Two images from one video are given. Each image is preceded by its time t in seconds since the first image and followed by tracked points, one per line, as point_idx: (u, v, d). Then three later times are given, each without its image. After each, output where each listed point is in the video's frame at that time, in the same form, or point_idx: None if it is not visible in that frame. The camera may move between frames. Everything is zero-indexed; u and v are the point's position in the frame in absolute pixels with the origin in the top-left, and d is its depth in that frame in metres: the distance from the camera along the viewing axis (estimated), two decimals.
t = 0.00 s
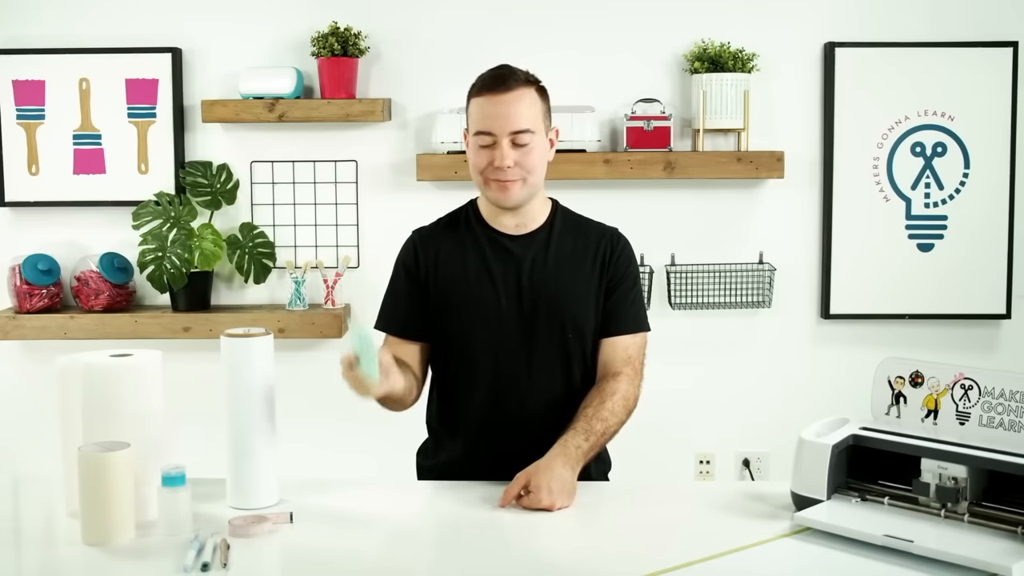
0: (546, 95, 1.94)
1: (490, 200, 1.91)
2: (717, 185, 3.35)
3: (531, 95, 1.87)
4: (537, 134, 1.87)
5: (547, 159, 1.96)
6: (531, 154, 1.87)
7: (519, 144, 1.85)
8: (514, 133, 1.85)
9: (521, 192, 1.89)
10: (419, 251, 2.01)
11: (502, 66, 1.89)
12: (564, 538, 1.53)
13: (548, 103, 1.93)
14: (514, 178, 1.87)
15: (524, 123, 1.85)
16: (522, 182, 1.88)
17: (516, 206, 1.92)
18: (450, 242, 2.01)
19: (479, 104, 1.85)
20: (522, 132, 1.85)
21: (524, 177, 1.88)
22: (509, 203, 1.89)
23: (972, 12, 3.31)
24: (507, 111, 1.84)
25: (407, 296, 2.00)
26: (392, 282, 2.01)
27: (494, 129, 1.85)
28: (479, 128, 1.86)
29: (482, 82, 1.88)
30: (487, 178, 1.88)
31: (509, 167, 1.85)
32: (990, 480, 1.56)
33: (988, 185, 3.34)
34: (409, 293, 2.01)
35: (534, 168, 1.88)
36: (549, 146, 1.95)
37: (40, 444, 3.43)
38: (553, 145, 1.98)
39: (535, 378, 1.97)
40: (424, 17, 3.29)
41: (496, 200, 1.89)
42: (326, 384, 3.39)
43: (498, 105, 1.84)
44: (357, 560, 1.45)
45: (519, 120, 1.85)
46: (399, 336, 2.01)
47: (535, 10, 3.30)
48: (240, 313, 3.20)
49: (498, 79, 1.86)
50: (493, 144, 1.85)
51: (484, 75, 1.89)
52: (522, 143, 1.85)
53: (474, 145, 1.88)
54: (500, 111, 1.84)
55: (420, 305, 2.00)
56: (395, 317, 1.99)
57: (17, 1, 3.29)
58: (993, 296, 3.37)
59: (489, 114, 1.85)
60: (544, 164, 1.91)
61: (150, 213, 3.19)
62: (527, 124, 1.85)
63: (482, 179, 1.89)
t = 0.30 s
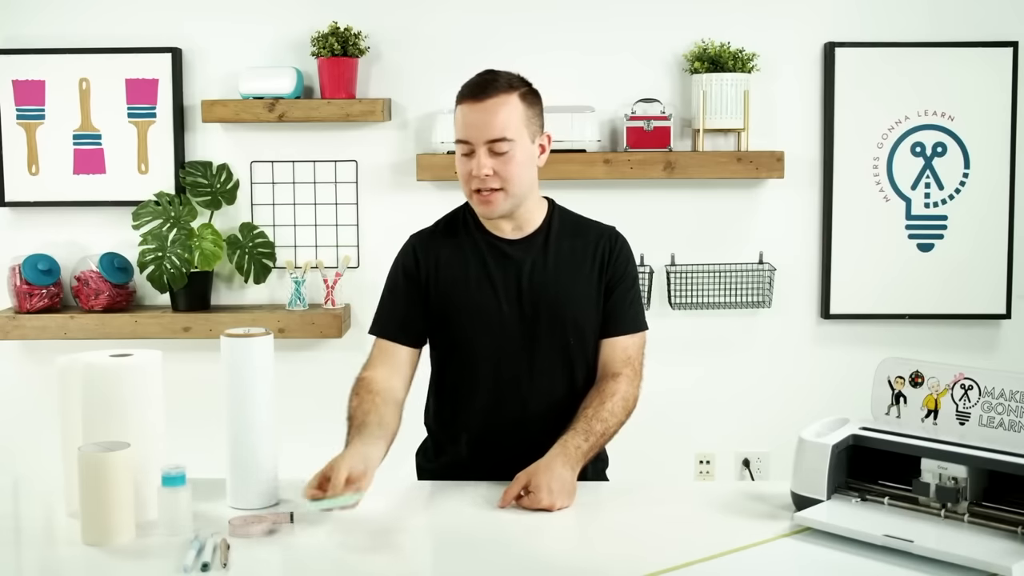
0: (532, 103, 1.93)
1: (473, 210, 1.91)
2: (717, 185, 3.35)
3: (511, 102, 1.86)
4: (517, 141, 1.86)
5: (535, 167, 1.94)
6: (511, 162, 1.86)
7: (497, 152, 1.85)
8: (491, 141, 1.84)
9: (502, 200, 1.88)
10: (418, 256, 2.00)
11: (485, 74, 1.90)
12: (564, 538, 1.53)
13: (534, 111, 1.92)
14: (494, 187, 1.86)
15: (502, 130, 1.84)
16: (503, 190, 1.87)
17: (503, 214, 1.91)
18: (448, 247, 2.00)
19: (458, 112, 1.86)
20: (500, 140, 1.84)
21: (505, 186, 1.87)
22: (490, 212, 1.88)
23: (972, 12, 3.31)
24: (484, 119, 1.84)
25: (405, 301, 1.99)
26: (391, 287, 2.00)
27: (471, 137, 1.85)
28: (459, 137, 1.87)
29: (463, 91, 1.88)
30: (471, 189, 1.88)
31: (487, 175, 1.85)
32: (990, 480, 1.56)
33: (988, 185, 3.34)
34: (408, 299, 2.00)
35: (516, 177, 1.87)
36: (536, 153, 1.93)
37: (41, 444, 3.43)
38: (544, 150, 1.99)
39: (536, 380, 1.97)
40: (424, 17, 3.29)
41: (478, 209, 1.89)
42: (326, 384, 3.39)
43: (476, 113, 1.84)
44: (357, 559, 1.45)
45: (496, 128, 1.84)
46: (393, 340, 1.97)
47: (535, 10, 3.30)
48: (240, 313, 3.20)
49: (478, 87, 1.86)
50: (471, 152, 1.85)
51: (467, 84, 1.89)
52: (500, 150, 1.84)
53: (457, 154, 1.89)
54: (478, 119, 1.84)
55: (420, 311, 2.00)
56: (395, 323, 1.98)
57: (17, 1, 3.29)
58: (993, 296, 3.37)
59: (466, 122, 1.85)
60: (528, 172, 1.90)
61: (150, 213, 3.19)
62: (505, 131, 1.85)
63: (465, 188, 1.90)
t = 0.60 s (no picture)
0: (521, 103, 1.92)
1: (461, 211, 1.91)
2: (717, 185, 3.35)
3: (499, 103, 1.86)
4: (504, 142, 1.86)
5: (524, 168, 1.94)
6: (497, 162, 1.86)
7: (483, 152, 1.85)
8: (477, 142, 1.84)
9: (489, 201, 1.88)
10: (412, 261, 2.00)
11: (473, 76, 1.90)
12: (564, 538, 1.53)
13: (523, 111, 1.92)
14: (480, 187, 1.86)
15: (487, 132, 1.84)
16: (489, 191, 1.87)
17: (491, 215, 1.92)
18: (443, 250, 1.99)
19: (445, 113, 1.87)
20: (486, 140, 1.85)
21: (491, 186, 1.87)
22: (477, 212, 1.88)
23: (972, 12, 3.31)
24: (470, 120, 1.84)
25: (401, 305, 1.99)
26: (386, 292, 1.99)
27: (457, 138, 1.85)
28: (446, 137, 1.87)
29: (452, 92, 1.88)
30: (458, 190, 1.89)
31: (473, 176, 1.85)
32: (990, 480, 1.56)
33: (988, 185, 3.34)
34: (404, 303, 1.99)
35: (502, 178, 1.87)
36: (525, 154, 1.93)
37: (41, 444, 3.43)
38: (534, 150, 1.99)
39: (534, 380, 1.97)
40: (424, 17, 3.29)
41: (465, 210, 1.89)
42: (327, 384, 3.39)
43: (462, 114, 1.85)
44: (356, 559, 1.45)
45: (481, 129, 1.84)
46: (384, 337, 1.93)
47: (535, 10, 3.30)
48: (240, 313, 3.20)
49: (465, 88, 1.87)
50: (457, 153, 1.86)
51: (457, 84, 1.90)
52: (486, 152, 1.84)
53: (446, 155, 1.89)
54: (464, 120, 1.84)
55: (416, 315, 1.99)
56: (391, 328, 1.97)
57: (17, 1, 3.29)
58: (993, 296, 3.37)
59: (453, 123, 1.85)
60: (516, 173, 1.90)
61: (150, 213, 3.19)
62: (490, 132, 1.84)
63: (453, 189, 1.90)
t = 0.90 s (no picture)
0: (518, 103, 1.92)
1: (458, 210, 1.91)
2: (717, 185, 3.35)
3: (495, 102, 1.86)
4: (500, 140, 1.86)
5: (521, 168, 1.94)
6: (494, 161, 1.86)
7: (479, 151, 1.85)
8: (474, 141, 1.85)
9: (485, 200, 1.88)
10: (409, 261, 2.00)
11: (469, 75, 1.90)
12: (563, 538, 1.53)
13: (519, 111, 1.92)
14: (477, 186, 1.86)
15: (484, 130, 1.84)
16: (485, 190, 1.87)
17: (487, 215, 1.91)
18: (440, 250, 2.00)
19: (441, 112, 1.87)
20: (483, 139, 1.85)
21: (488, 185, 1.87)
22: (473, 211, 1.88)
23: (972, 12, 3.31)
24: (466, 118, 1.84)
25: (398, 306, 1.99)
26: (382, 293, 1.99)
27: (453, 137, 1.85)
28: (443, 136, 1.87)
29: (448, 91, 1.89)
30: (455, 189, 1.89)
31: (469, 175, 1.85)
32: (990, 480, 1.56)
33: (988, 185, 3.34)
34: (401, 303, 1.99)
35: (499, 176, 1.87)
36: (521, 153, 1.93)
37: (40, 444, 3.43)
38: (531, 150, 1.99)
39: (532, 380, 1.97)
40: (424, 17, 3.29)
41: (462, 209, 1.89)
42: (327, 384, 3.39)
43: (458, 113, 1.85)
44: (356, 560, 1.45)
45: (478, 128, 1.84)
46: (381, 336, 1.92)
47: (535, 10, 3.30)
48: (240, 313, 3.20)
49: (461, 87, 1.87)
50: (454, 152, 1.86)
51: (454, 84, 1.90)
52: (483, 150, 1.84)
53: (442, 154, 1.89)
54: (460, 118, 1.85)
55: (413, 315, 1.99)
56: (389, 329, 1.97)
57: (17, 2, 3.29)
58: (993, 296, 3.37)
59: (449, 122, 1.86)
60: (513, 172, 1.89)
61: (150, 213, 3.19)
62: (487, 131, 1.85)
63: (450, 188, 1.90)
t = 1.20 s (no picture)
0: (516, 102, 1.93)
1: (456, 210, 1.91)
2: (717, 185, 3.35)
3: (493, 101, 1.87)
4: (499, 139, 1.86)
5: (520, 167, 1.94)
6: (492, 160, 1.86)
7: (478, 150, 1.85)
8: (473, 140, 1.85)
9: (484, 199, 1.87)
10: (408, 261, 1.99)
11: (468, 75, 1.90)
12: (563, 538, 1.53)
13: (518, 110, 1.92)
14: (475, 185, 1.86)
15: (483, 129, 1.84)
16: (484, 189, 1.87)
17: (486, 215, 1.91)
18: (438, 250, 2.00)
19: (439, 112, 1.87)
20: (481, 138, 1.85)
21: (486, 184, 1.86)
22: (471, 210, 1.88)
23: (972, 12, 3.31)
24: (464, 118, 1.84)
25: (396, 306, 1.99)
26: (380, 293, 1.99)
27: (452, 136, 1.85)
28: (441, 136, 1.87)
29: (448, 90, 1.89)
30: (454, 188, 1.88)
31: (468, 173, 1.85)
32: (990, 480, 1.56)
33: (988, 185, 3.34)
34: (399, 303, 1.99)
35: (497, 176, 1.87)
36: (520, 153, 1.93)
37: (40, 444, 3.43)
38: (530, 150, 1.99)
39: (532, 381, 1.97)
40: (424, 17, 3.29)
41: (460, 208, 1.89)
42: (327, 384, 3.39)
43: (456, 112, 1.85)
44: (356, 560, 1.45)
45: (477, 127, 1.84)
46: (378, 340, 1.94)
47: (535, 10, 3.30)
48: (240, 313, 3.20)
49: (459, 87, 1.87)
50: (452, 151, 1.86)
51: (453, 83, 1.90)
52: (482, 149, 1.84)
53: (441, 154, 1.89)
54: (458, 118, 1.85)
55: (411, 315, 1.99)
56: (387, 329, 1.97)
57: (17, 2, 3.29)
58: (993, 296, 3.37)
59: (448, 121, 1.86)
60: (511, 171, 1.89)
61: (150, 213, 3.19)
62: (486, 130, 1.85)
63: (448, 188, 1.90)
